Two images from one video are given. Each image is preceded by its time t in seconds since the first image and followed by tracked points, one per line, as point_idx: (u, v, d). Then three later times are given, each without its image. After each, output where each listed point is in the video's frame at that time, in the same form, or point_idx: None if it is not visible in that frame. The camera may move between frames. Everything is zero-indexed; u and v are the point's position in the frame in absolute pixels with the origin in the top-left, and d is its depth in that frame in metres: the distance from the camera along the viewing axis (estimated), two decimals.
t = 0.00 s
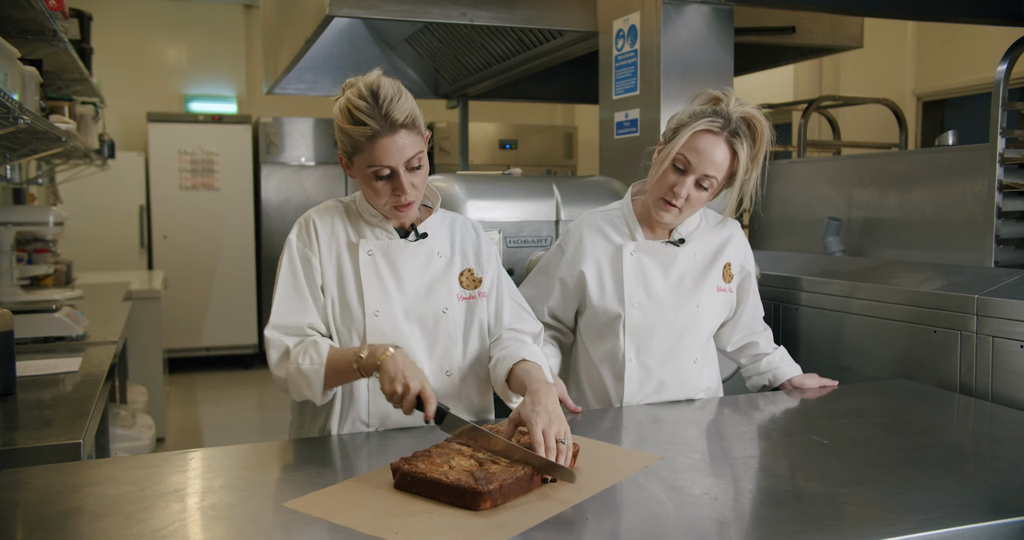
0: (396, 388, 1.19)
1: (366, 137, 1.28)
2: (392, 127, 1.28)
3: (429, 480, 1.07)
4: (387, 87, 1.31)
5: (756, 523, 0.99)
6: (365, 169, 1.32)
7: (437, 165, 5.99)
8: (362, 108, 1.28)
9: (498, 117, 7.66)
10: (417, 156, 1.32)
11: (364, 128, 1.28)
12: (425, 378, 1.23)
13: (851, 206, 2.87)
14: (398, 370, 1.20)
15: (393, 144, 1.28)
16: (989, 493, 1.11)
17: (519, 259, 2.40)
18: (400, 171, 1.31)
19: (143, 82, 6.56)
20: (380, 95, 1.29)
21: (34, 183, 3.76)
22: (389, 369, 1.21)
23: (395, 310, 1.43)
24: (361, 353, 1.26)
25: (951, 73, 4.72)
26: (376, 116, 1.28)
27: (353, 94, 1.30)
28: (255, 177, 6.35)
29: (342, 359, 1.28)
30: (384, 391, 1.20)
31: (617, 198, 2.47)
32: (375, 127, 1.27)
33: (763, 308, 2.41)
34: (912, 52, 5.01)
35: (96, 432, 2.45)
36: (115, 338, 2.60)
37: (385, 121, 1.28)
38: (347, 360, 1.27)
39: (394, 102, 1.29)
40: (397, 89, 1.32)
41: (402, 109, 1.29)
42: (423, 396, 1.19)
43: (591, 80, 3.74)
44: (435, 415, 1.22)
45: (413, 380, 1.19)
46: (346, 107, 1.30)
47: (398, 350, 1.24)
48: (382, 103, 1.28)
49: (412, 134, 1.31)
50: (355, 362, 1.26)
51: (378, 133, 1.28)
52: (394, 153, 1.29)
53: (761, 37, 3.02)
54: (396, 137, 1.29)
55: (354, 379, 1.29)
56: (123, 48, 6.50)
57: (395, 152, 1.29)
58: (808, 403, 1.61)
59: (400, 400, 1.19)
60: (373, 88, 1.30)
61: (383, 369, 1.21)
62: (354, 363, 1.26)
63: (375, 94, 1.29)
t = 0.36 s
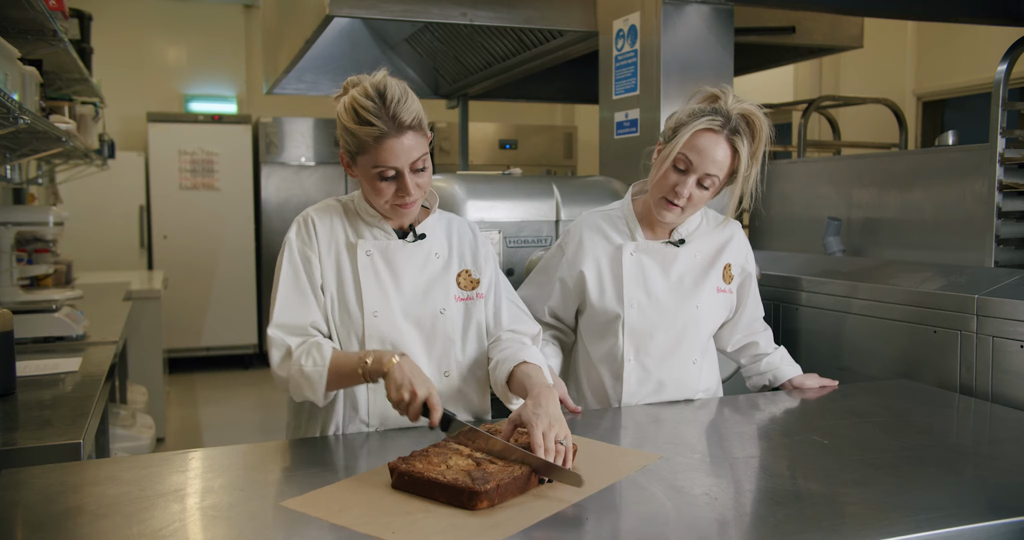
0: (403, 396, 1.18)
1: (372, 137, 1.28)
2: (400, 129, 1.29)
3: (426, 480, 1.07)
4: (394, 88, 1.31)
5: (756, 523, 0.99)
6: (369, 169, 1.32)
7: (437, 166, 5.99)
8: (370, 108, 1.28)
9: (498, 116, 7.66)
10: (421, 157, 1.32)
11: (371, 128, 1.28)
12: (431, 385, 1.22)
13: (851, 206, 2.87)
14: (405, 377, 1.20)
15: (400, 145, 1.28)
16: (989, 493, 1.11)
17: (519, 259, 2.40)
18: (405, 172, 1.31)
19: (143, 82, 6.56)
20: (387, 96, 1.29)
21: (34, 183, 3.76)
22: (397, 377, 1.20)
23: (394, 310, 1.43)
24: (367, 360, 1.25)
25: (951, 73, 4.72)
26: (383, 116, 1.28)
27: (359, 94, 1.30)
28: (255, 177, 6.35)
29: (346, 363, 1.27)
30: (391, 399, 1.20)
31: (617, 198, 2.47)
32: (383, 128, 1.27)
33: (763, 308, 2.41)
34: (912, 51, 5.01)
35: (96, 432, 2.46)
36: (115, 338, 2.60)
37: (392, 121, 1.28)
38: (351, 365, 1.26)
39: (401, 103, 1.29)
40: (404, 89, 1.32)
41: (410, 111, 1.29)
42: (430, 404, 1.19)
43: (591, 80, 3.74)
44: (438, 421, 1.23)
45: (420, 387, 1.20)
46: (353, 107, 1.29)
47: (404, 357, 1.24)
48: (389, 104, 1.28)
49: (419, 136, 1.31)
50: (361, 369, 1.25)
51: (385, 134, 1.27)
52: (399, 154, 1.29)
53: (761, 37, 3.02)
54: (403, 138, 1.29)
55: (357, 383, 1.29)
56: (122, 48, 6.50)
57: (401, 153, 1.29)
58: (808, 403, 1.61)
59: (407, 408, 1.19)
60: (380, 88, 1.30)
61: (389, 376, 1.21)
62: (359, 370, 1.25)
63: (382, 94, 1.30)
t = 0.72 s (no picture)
0: (399, 391, 1.19)
1: (372, 135, 1.28)
2: (400, 128, 1.29)
3: (426, 479, 1.07)
4: (395, 87, 1.31)
5: (756, 524, 0.99)
6: (367, 167, 1.31)
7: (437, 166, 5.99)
8: (369, 105, 1.28)
9: (498, 116, 7.66)
10: (419, 157, 1.33)
11: (372, 126, 1.28)
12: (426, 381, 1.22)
13: (851, 206, 2.87)
14: (400, 373, 1.20)
15: (399, 144, 1.29)
16: (990, 493, 1.11)
17: (518, 260, 2.40)
18: (403, 171, 1.31)
19: (143, 82, 6.56)
20: (388, 95, 1.29)
21: (34, 183, 3.76)
22: (392, 372, 1.20)
23: (388, 309, 1.43)
24: (360, 355, 1.25)
25: (951, 73, 4.71)
26: (384, 114, 1.28)
27: (360, 91, 1.30)
28: (255, 177, 6.35)
29: (341, 361, 1.27)
30: (387, 395, 1.20)
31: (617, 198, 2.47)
32: (384, 125, 1.27)
33: (763, 308, 2.41)
34: (912, 51, 5.01)
35: (96, 432, 2.46)
36: (115, 338, 2.60)
37: (392, 119, 1.29)
38: (346, 363, 1.26)
39: (402, 102, 1.29)
40: (404, 89, 1.32)
41: (410, 111, 1.30)
42: (425, 400, 1.19)
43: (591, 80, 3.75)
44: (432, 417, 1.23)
45: (416, 383, 1.19)
46: (353, 103, 1.30)
47: (398, 352, 1.24)
48: (389, 103, 1.28)
49: (417, 136, 1.32)
50: (355, 366, 1.25)
51: (385, 132, 1.28)
52: (398, 153, 1.29)
53: (761, 36, 3.02)
54: (403, 136, 1.29)
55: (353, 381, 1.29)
56: (122, 48, 6.50)
57: (400, 151, 1.29)
58: (808, 403, 1.61)
59: (402, 403, 1.19)
60: (380, 87, 1.30)
61: (384, 372, 1.21)
62: (353, 366, 1.25)
63: (383, 93, 1.30)
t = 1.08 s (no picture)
0: (392, 394, 1.18)
1: (376, 131, 1.28)
2: (403, 126, 1.30)
3: (426, 480, 1.07)
4: (401, 87, 1.32)
5: (756, 524, 0.99)
6: (367, 162, 1.31)
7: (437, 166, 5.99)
8: (375, 101, 1.29)
9: (498, 116, 7.66)
10: (420, 157, 1.33)
11: (376, 122, 1.28)
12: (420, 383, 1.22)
13: (851, 206, 2.87)
14: (395, 376, 1.20)
15: (401, 142, 1.29)
16: (990, 493, 1.11)
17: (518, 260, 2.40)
18: (403, 170, 1.31)
19: (143, 82, 6.56)
20: (394, 94, 1.30)
21: (34, 183, 3.76)
22: (386, 375, 1.20)
23: (382, 307, 1.43)
24: (356, 358, 1.24)
25: (951, 73, 4.71)
26: (389, 111, 1.29)
27: (366, 87, 1.31)
28: (255, 177, 6.36)
29: (335, 361, 1.27)
30: (380, 397, 1.20)
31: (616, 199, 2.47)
32: (387, 122, 1.28)
33: (763, 309, 2.42)
34: (911, 52, 5.01)
35: (96, 432, 2.46)
36: (115, 338, 2.60)
37: (396, 118, 1.29)
38: (340, 363, 1.26)
39: (407, 102, 1.30)
40: (410, 89, 1.33)
41: (414, 110, 1.30)
42: (418, 403, 1.19)
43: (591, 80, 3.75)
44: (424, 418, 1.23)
45: (409, 387, 1.20)
46: (358, 99, 1.30)
47: (393, 355, 1.23)
48: (395, 101, 1.29)
49: (419, 136, 1.32)
50: (350, 367, 1.25)
51: (388, 129, 1.28)
52: (400, 151, 1.29)
53: (761, 37, 3.02)
54: (406, 135, 1.30)
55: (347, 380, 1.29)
56: (122, 48, 6.50)
57: (401, 150, 1.29)
58: (808, 402, 1.61)
59: (396, 406, 1.19)
60: (387, 85, 1.31)
61: (378, 374, 1.21)
62: (348, 367, 1.25)
63: (388, 91, 1.31)
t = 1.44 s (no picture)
0: (388, 391, 1.19)
1: (380, 134, 1.28)
2: (409, 131, 1.30)
3: (426, 480, 1.07)
4: (409, 91, 1.32)
5: (756, 524, 0.99)
6: (369, 164, 1.31)
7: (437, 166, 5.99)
8: (382, 103, 1.28)
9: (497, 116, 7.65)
10: (421, 162, 1.34)
11: (381, 125, 1.28)
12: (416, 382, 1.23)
13: (851, 206, 2.87)
14: (390, 374, 1.21)
15: (405, 147, 1.29)
16: (990, 493, 1.11)
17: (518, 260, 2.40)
18: (404, 174, 1.32)
19: (143, 82, 6.56)
20: (402, 97, 1.30)
21: (34, 183, 3.76)
22: (381, 373, 1.21)
23: (377, 306, 1.43)
24: (351, 356, 1.26)
25: (951, 73, 4.71)
26: (395, 115, 1.29)
27: (373, 89, 1.30)
28: (255, 177, 6.36)
29: (332, 360, 1.28)
30: (376, 395, 1.21)
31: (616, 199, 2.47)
32: (392, 126, 1.28)
33: (763, 308, 2.42)
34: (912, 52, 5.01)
35: (96, 432, 2.46)
36: (115, 338, 2.60)
37: (401, 122, 1.29)
38: (337, 362, 1.27)
39: (413, 107, 1.30)
40: (417, 93, 1.33)
41: (421, 116, 1.31)
42: (414, 402, 1.19)
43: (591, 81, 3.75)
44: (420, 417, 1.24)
45: (405, 383, 1.20)
46: (365, 99, 1.30)
47: (389, 356, 1.25)
48: (404, 105, 1.29)
49: (422, 140, 1.33)
50: (345, 365, 1.26)
51: (393, 133, 1.28)
52: (403, 155, 1.30)
53: (761, 36, 3.02)
54: (409, 140, 1.30)
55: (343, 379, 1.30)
56: (122, 48, 6.50)
57: (404, 154, 1.30)
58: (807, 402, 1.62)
59: (392, 403, 1.20)
60: (395, 87, 1.31)
61: (374, 373, 1.22)
62: (344, 366, 1.26)
63: (396, 93, 1.31)
